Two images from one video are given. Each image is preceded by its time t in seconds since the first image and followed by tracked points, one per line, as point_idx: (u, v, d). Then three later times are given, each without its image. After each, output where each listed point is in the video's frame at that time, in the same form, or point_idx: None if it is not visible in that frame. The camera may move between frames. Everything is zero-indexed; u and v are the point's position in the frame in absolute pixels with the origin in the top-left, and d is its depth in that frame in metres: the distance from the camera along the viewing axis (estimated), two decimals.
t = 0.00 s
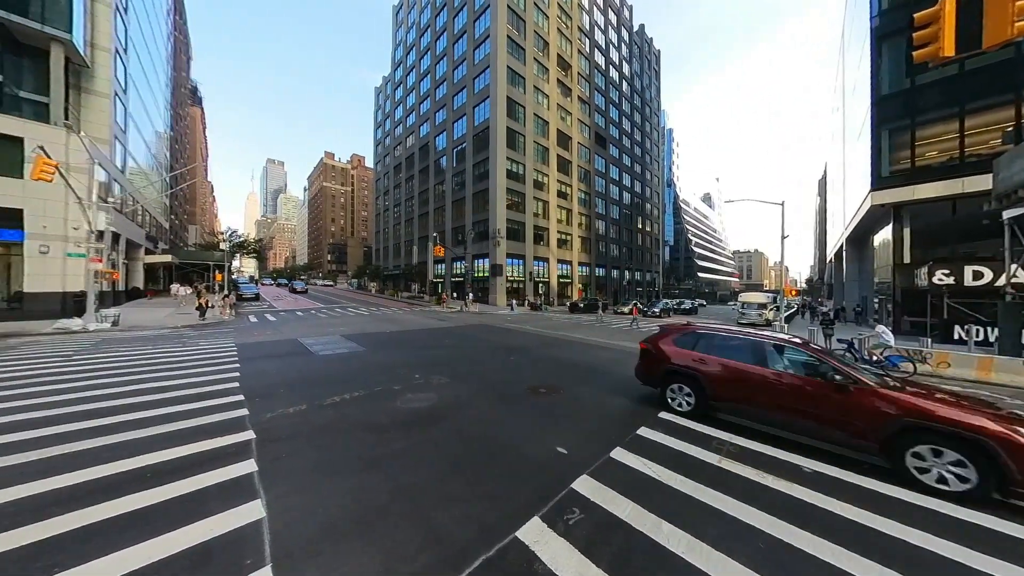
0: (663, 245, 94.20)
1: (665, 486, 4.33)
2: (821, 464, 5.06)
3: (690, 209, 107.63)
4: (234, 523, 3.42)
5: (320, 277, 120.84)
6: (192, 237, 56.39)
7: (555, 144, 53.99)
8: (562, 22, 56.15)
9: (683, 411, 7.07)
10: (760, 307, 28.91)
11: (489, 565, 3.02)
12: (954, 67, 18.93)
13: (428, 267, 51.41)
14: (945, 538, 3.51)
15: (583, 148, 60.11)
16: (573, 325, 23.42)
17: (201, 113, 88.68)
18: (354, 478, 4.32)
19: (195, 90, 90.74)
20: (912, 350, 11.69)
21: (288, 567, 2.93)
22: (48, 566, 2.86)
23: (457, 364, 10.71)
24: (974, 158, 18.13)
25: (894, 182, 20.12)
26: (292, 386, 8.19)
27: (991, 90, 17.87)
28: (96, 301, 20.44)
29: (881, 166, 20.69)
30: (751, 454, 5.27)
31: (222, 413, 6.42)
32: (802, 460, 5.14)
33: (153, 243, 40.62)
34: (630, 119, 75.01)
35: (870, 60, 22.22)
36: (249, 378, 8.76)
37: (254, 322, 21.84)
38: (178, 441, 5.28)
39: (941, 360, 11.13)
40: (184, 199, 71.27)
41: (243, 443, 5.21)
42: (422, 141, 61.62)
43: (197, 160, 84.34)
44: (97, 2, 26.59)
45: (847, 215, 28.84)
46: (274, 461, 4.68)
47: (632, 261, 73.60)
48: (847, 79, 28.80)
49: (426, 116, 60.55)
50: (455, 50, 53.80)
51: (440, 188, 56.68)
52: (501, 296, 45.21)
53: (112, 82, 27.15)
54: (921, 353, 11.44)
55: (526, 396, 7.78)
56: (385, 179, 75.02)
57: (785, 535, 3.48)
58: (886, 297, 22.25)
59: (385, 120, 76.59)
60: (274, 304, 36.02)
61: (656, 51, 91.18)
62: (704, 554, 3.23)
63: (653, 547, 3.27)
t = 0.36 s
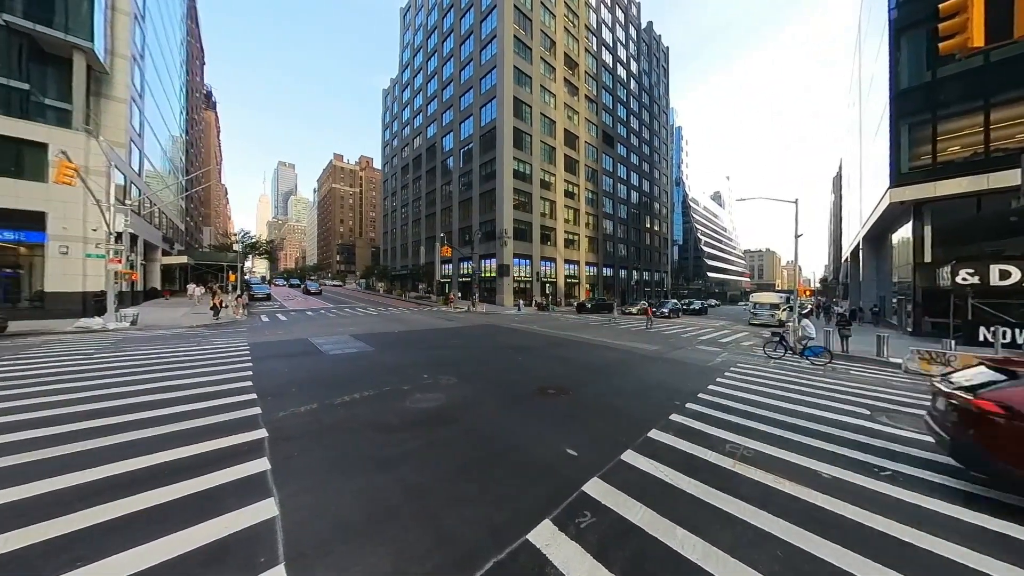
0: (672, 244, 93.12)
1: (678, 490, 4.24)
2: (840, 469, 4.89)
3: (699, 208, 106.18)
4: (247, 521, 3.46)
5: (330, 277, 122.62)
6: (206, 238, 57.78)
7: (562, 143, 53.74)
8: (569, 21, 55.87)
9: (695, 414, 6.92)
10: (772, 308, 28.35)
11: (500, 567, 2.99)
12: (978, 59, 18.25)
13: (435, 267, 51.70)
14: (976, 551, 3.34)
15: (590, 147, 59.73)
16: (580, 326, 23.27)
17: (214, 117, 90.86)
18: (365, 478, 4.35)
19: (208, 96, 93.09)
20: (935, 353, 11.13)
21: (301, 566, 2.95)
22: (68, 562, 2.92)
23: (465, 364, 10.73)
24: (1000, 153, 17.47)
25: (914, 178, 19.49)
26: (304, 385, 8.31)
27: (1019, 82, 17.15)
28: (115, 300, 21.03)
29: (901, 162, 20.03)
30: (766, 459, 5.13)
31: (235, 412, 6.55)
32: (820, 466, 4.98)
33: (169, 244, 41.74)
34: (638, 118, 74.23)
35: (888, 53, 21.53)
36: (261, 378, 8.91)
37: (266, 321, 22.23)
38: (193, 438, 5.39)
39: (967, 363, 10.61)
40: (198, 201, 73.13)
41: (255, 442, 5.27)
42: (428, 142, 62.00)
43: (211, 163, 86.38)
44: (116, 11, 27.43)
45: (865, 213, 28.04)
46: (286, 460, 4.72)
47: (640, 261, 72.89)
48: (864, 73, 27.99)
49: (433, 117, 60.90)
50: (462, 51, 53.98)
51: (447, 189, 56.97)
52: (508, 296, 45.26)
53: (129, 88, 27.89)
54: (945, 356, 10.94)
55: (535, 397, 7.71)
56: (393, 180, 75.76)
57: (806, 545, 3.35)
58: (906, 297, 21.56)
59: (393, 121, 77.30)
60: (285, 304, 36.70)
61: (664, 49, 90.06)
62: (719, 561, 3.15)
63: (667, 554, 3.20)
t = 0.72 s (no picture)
0: (677, 244, 92.43)
1: (685, 492, 4.22)
2: (850, 472, 4.82)
3: (705, 207, 105.31)
4: (256, 519, 3.51)
5: (335, 278, 123.56)
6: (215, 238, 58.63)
7: (566, 143, 53.63)
8: (573, 20, 55.73)
9: (701, 415, 6.87)
10: (780, 308, 28.02)
11: (506, 567, 3.01)
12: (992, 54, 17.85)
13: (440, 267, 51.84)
14: (991, 556, 3.27)
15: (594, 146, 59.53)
16: (585, 326, 23.20)
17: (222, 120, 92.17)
18: (371, 477, 4.37)
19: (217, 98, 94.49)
20: (947, 354, 10.96)
21: (309, 563, 2.99)
22: (81, 558, 2.97)
23: (470, 365, 10.76)
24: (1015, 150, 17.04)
25: (925, 177, 19.15)
26: (310, 384, 8.40)
27: None
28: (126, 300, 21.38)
29: (912, 160, 19.69)
30: (773, 461, 5.08)
31: (244, 410, 6.64)
32: (829, 468, 4.91)
33: (178, 245, 42.39)
34: (642, 117, 73.82)
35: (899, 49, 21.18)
36: (268, 377, 9.02)
37: (273, 321, 22.45)
38: (202, 437, 5.47)
39: (980, 365, 10.42)
40: (206, 203, 74.28)
41: (263, 441, 5.35)
42: (433, 143, 62.19)
43: (219, 165, 87.65)
44: (127, 16, 27.93)
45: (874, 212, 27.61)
46: (294, 459, 4.79)
47: (645, 260, 72.45)
48: (873, 70, 27.57)
49: (437, 118, 61.10)
50: (466, 51, 54.12)
51: (451, 189, 57.12)
52: (512, 296, 45.24)
53: (139, 91, 28.33)
54: (957, 357, 10.76)
55: (540, 398, 7.72)
56: (397, 181, 76.11)
57: (814, 548, 3.31)
58: (917, 297, 21.16)
59: (397, 122, 77.72)
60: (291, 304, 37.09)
61: (669, 47, 89.48)
62: (727, 563, 3.12)
63: (674, 556, 3.17)
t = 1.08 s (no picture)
0: (677, 245, 92.55)
1: (683, 490, 4.28)
2: (845, 470, 4.89)
3: (705, 207, 105.46)
4: (262, 516, 3.57)
5: (335, 278, 123.73)
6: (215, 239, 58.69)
7: (566, 143, 53.68)
8: (573, 20, 55.75)
9: (699, 414, 6.93)
10: (779, 308, 28.07)
11: (508, 564, 3.06)
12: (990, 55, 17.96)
13: (439, 267, 51.94)
14: (986, 554, 3.31)
15: (594, 146, 59.59)
16: (585, 326, 23.29)
17: (222, 120, 92.08)
18: (375, 476, 4.43)
19: (217, 99, 94.68)
20: (945, 354, 11.03)
21: (314, 561, 3.03)
22: (88, 556, 3.02)
23: (471, 365, 10.82)
24: (1013, 151, 17.13)
25: (924, 177, 19.23)
26: (312, 384, 8.46)
27: None
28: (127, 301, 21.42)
29: (910, 161, 19.75)
30: (771, 459, 5.15)
31: (247, 410, 6.69)
32: (827, 468, 4.96)
33: (178, 245, 42.44)
34: (642, 117, 73.89)
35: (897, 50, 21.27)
36: (270, 377, 9.08)
37: (274, 321, 22.55)
38: (207, 436, 5.52)
39: (978, 365, 10.46)
40: (206, 203, 74.38)
41: (267, 439, 5.41)
42: (433, 143, 62.23)
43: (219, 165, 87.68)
44: (128, 17, 27.97)
45: (873, 212, 27.70)
46: (297, 458, 4.84)
47: (645, 261, 72.56)
48: (872, 70, 27.68)
49: (437, 118, 61.15)
50: (466, 51, 54.17)
51: (451, 189, 57.17)
52: (512, 296, 45.30)
53: (140, 92, 28.41)
54: (954, 357, 10.82)
55: (540, 397, 7.78)
56: (397, 181, 76.15)
57: (810, 545, 3.37)
58: (916, 297, 21.22)
59: (397, 122, 77.76)
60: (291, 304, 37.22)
61: (669, 48, 89.50)
62: (723, 560, 3.18)
63: (673, 553, 3.24)
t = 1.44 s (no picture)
0: (671, 245, 93.41)
1: (677, 488, 4.33)
2: (834, 467, 4.99)
3: (698, 208, 106.53)
4: (256, 519, 3.52)
5: (329, 278, 122.56)
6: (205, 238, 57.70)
7: (561, 143, 53.85)
8: (568, 21, 55.92)
9: (693, 413, 7.01)
10: (770, 308, 28.48)
11: (504, 564, 3.06)
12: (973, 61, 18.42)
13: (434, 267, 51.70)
14: (971, 548, 3.39)
15: (589, 147, 59.87)
16: (580, 326, 23.38)
17: (213, 117, 90.65)
18: (370, 477, 4.41)
19: (207, 96, 93.18)
20: (930, 352, 11.29)
21: (309, 562, 3.02)
22: (80, 559, 2.97)
23: (467, 365, 10.80)
24: (995, 154, 17.63)
25: (910, 180, 19.68)
26: (306, 385, 8.36)
27: (1014, 83, 17.32)
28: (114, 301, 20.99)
29: (898, 164, 20.17)
30: (763, 457, 5.21)
31: (240, 411, 6.61)
32: (817, 465, 5.04)
33: (167, 245, 41.63)
34: (637, 118, 74.44)
35: (885, 54, 21.71)
36: (263, 378, 8.95)
37: (266, 322, 22.27)
38: (199, 438, 5.44)
39: (962, 363, 10.72)
40: (196, 202, 73.13)
41: (260, 441, 5.33)
42: (428, 142, 61.96)
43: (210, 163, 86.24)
44: (115, 11, 27.36)
45: (861, 213, 28.23)
46: (291, 459, 4.78)
47: (639, 261, 73.08)
48: (861, 75, 28.23)
49: (432, 117, 60.91)
50: (461, 51, 54.04)
51: (447, 189, 56.97)
52: (508, 296, 45.31)
53: (128, 88, 27.86)
54: (939, 355, 11.08)
55: (535, 398, 7.79)
56: (392, 180, 75.69)
57: (802, 542, 3.42)
58: (903, 297, 21.66)
59: (392, 121, 77.27)
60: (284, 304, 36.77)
61: (663, 49, 90.22)
62: (717, 556, 3.22)
63: (667, 549, 3.28)
